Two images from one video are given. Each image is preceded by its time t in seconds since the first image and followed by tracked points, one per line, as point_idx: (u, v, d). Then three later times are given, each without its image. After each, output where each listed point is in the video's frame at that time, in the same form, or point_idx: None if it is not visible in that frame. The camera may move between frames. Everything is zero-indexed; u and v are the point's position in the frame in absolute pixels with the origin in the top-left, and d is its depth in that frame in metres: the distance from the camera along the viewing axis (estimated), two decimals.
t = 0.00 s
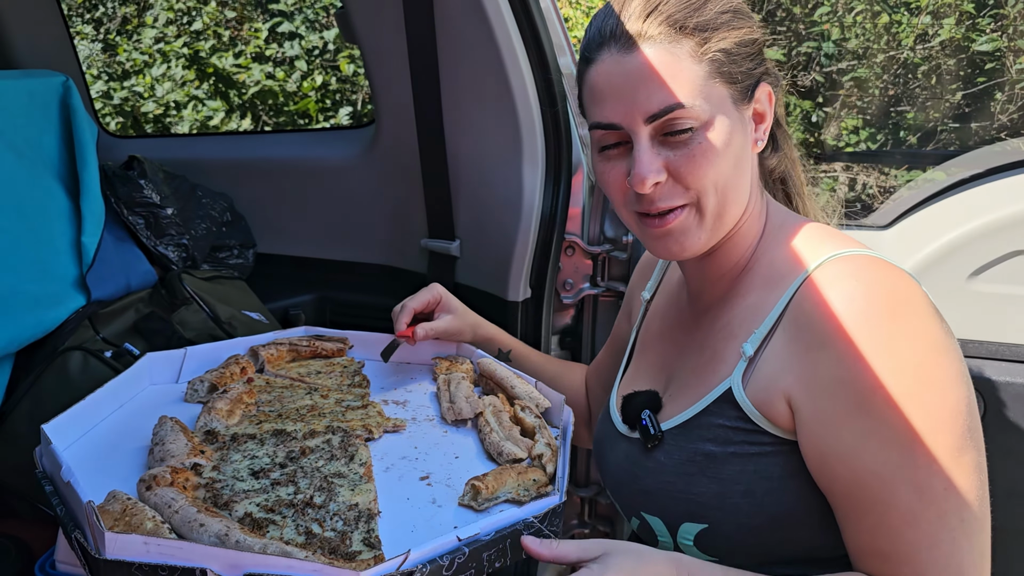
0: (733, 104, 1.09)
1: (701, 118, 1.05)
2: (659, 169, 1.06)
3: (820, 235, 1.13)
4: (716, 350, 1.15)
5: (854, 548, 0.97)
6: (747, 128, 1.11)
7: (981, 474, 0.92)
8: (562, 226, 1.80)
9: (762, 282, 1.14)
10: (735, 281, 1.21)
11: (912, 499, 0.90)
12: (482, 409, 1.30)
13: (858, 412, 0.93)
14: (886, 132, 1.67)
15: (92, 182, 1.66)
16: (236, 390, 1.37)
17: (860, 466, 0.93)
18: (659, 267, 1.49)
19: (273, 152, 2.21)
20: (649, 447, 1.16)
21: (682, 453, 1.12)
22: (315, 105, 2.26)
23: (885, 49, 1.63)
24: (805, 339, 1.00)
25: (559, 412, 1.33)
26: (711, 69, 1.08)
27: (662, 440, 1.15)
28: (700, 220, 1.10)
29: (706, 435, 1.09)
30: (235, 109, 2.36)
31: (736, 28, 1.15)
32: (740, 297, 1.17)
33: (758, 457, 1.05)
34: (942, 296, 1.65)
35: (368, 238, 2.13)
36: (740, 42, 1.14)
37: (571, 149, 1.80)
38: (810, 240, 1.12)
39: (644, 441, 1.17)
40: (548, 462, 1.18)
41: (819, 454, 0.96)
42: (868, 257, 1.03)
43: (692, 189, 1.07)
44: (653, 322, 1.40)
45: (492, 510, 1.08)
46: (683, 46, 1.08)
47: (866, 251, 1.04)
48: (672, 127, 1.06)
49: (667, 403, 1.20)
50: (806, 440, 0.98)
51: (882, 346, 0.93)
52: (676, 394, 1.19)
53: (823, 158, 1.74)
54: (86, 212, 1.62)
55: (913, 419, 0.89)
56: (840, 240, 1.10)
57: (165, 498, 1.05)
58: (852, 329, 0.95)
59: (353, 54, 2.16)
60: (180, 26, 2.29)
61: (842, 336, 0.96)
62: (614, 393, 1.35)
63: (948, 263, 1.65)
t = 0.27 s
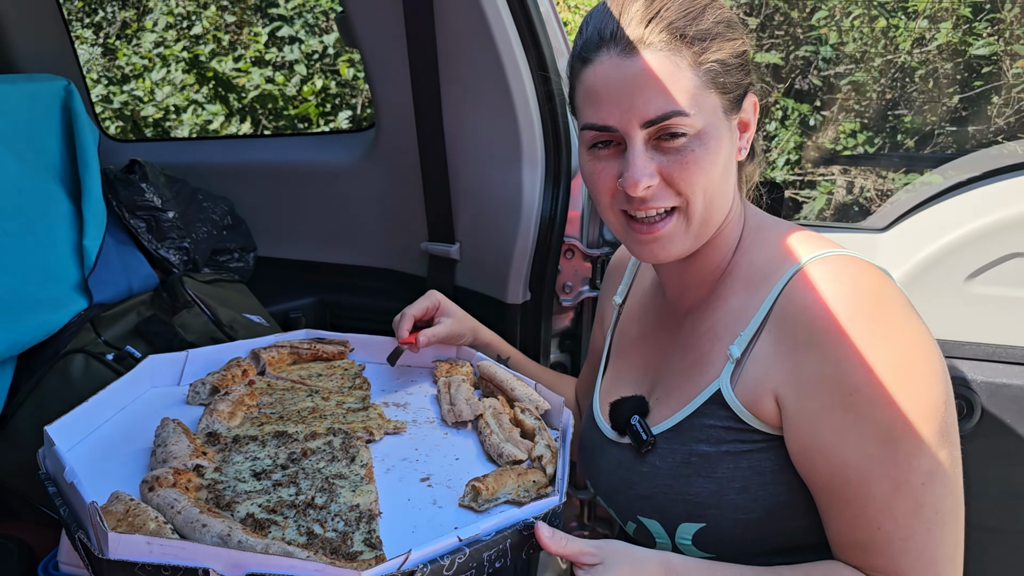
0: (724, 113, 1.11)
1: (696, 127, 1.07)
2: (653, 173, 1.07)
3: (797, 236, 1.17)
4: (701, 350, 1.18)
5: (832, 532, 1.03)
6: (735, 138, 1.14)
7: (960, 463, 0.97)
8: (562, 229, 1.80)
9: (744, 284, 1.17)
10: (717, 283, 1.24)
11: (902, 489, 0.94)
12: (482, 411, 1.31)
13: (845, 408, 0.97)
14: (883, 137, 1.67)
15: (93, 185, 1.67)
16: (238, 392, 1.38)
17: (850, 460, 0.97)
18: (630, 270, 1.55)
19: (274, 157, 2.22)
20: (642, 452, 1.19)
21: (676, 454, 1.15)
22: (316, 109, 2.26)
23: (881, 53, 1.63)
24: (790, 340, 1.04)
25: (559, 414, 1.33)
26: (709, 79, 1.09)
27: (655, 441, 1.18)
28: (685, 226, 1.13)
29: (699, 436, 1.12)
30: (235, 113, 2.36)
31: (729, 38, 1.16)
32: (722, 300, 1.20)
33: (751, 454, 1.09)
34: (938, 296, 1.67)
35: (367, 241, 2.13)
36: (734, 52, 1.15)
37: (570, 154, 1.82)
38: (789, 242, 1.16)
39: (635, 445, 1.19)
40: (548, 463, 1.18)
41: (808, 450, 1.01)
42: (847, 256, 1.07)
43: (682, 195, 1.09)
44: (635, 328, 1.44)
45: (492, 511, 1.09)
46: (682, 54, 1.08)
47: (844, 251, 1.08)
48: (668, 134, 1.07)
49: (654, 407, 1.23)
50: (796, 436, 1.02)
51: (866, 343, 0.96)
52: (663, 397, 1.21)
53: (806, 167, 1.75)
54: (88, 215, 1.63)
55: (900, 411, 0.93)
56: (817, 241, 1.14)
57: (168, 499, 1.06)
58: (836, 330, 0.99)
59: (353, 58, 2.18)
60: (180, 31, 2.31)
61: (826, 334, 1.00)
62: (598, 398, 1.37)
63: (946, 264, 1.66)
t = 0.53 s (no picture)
0: (707, 121, 1.13)
1: (680, 133, 1.09)
2: (637, 177, 1.08)
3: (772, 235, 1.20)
4: (680, 349, 1.21)
5: (816, 528, 1.04)
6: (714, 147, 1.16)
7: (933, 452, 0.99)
8: (556, 235, 1.84)
9: (721, 285, 1.20)
10: (692, 285, 1.27)
11: (874, 476, 0.96)
12: (478, 416, 1.31)
13: (816, 396, 1.00)
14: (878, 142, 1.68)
15: (92, 192, 1.68)
16: (235, 397, 1.38)
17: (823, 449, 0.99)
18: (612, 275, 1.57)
19: (270, 162, 2.23)
20: (622, 448, 1.21)
21: (655, 450, 1.18)
22: (312, 114, 2.27)
23: (876, 58, 1.63)
24: (763, 336, 1.07)
25: (553, 420, 1.34)
26: (695, 88, 1.11)
27: (636, 437, 1.20)
28: (664, 229, 1.13)
29: (677, 431, 1.15)
30: (233, 119, 2.37)
31: (714, 48, 1.18)
32: (700, 300, 1.23)
33: (730, 448, 1.11)
34: (929, 299, 1.69)
35: (362, 245, 2.15)
36: (718, 63, 1.17)
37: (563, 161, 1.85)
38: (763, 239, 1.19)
39: (616, 441, 1.22)
40: (542, 468, 1.18)
41: (784, 443, 1.03)
42: (819, 253, 1.10)
43: (663, 199, 1.10)
44: (616, 329, 1.47)
45: (487, 516, 1.09)
46: (671, 61, 1.10)
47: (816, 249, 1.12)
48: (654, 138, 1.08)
49: (634, 406, 1.25)
50: (772, 428, 1.05)
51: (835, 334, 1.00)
52: (643, 396, 1.24)
53: (800, 173, 1.79)
54: (86, 221, 1.65)
55: (869, 397, 0.96)
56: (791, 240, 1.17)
57: (165, 503, 1.07)
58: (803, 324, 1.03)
59: (350, 65, 2.19)
60: (178, 37, 2.32)
61: (798, 327, 1.03)
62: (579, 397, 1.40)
63: (938, 269, 1.67)
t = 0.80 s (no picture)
0: (695, 126, 1.14)
1: (670, 138, 1.10)
2: (628, 182, 1.09)
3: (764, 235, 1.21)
4: (672, 350, 1.22)
5: (803, 518, 1.06)
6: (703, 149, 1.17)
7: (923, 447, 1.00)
8: (550, 239, 1.85)
9: (711, 286, 1.21)
10: (683, 287, 1.28)
11: (862, 468, 0.97)
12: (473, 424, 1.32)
13: (805, 391, 1.01)
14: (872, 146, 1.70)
15: (87, 197, 1.69)
16: (235, 387, 1.39)
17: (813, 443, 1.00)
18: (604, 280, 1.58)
19: (266, 167, 2.23)
20: (617, 448, 1.22)
21: (649, 449, 1.18)
22: (308, 119, 2.28)
23: (869, 63, 1.63)
24: (755, 333, 1.08)
25: (547, 431, 1.35)
26: (683, 93, 1.12)
27: (630, 436, 1.20)
28: (655, 232, 1.15)
29: (671, 430, 1.15)
30: (229, 124, 2.38)
31: (701, 55, 1.18)
32: (691, 301, 1.24)
33: (721, 446, 1.12)
34: (921, 302, 1.70)
35: (358, 249, 2.16)
36: (704, 69, 1.18)
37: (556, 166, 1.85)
38: (755, 240, 1.20)
39: (610, 442, 1.23)
40: (536, 480, 1.19)
41: (775, 437, 1.04)
42: (810, 252, 1.11)
43: (654, 203, 1.12)
44: (607, 333, 1.48)
45: (480, 525, 1.10)
46: (658, 69, 1.11)
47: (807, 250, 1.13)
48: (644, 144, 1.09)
49: (627, 405, 1.26)
50: (763, 423, 1.05)
51: (824, 330, 1.01)
52: (635, 396, 1.25)
53: (795, 176, 1.80)
54: (82, 225, 1.66)
55: (857, 390, 0.97)
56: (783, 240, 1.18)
57: (162, 494, 1.07)
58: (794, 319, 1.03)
59: (346, 70, 2.20)
60: (174, 42, 2.33)
61: (787, 323, 1.04)
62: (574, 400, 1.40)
63: (930, 271, 1.69)
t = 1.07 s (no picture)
0: (696, 128, 1.15)
1: (669, 139, 1.11)
2: (627, 181, 1.10)
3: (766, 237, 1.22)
4: (670, 347, 1.22)
5: (788, 518, 1.07)
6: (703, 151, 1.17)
7: (912, 448, 1.01)
8: (543, 239, 1.85)
9: (709, 285, 1.21)
10: (682, 287, 1.29)
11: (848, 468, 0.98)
12: (458, 418, 1.33)
13: (799, 388, 1.01)
14: (864, 147, 1.72)
15: (81, 200, 1.70)
16: (222, 400, 1.40)
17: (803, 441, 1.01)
18: (605, 278, 1.58)
19: (261, 169, 2.24)
20: (613, 443, 1.22)
21: (645, 445, 1.18)
22: (303, 122, 2.29)
23: (862, 65, 1.67)
24: (753, 329, 1.09)
25: (533, 421, 1.36)
26: (683, 96, 1.13)
27: (626, 431, 1.21)
28: (654, 232, 1.15)
29: (666, 426, 1.16)
30: (224, 127, 2.38)
31: (703, 57, 1.19)
32: (689, 300, 1.24)
33: (717, 442, 1.12)
34: (913, 303, 1.70)
35: (353, 250, 2.16)
36: (706, 71, 1.18)
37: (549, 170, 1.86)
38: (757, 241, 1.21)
39: (606, 437, 1.23)
40: (519, 469, 1.21)
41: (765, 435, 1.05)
42: (810, 253, 1.12)
43: (653, 203, 1.12)
44: (605, 332, 1.48)
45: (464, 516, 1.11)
46: (659, 70, 1.12)
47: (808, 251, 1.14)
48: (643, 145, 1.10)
49: (625, 401, 1.27)
50: (755, 420, 1.06)
51: (820, 329, 1.02)
52: (633, 392, 1.25)
53: (788, 178, 1.81)
54: (76, 229, 1.66)
55: (849, 391, 0.98)
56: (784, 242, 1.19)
57: (143, 504, 1.08)
58: (794, 316, 1.04)
59: (340, 73, 2.21)
60: (169, 46, 2.34)
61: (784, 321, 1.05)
62: (572, 396, 1.41)
63: (920, 271, 1.69)
